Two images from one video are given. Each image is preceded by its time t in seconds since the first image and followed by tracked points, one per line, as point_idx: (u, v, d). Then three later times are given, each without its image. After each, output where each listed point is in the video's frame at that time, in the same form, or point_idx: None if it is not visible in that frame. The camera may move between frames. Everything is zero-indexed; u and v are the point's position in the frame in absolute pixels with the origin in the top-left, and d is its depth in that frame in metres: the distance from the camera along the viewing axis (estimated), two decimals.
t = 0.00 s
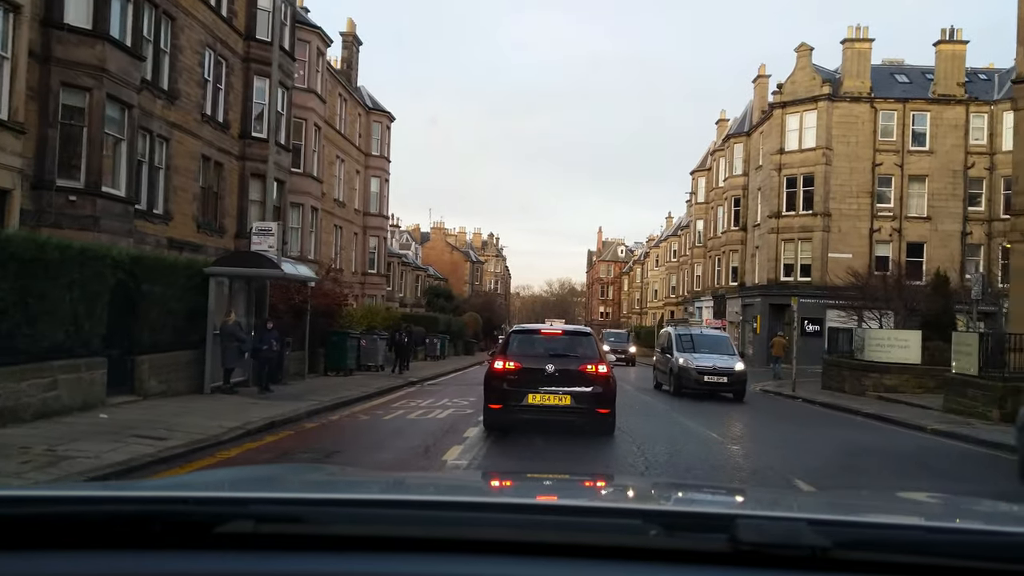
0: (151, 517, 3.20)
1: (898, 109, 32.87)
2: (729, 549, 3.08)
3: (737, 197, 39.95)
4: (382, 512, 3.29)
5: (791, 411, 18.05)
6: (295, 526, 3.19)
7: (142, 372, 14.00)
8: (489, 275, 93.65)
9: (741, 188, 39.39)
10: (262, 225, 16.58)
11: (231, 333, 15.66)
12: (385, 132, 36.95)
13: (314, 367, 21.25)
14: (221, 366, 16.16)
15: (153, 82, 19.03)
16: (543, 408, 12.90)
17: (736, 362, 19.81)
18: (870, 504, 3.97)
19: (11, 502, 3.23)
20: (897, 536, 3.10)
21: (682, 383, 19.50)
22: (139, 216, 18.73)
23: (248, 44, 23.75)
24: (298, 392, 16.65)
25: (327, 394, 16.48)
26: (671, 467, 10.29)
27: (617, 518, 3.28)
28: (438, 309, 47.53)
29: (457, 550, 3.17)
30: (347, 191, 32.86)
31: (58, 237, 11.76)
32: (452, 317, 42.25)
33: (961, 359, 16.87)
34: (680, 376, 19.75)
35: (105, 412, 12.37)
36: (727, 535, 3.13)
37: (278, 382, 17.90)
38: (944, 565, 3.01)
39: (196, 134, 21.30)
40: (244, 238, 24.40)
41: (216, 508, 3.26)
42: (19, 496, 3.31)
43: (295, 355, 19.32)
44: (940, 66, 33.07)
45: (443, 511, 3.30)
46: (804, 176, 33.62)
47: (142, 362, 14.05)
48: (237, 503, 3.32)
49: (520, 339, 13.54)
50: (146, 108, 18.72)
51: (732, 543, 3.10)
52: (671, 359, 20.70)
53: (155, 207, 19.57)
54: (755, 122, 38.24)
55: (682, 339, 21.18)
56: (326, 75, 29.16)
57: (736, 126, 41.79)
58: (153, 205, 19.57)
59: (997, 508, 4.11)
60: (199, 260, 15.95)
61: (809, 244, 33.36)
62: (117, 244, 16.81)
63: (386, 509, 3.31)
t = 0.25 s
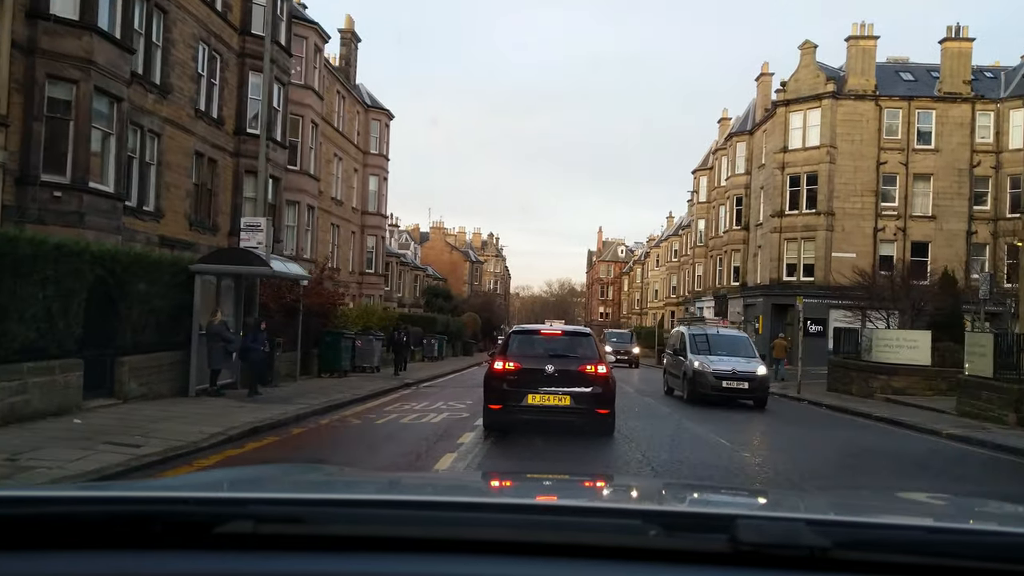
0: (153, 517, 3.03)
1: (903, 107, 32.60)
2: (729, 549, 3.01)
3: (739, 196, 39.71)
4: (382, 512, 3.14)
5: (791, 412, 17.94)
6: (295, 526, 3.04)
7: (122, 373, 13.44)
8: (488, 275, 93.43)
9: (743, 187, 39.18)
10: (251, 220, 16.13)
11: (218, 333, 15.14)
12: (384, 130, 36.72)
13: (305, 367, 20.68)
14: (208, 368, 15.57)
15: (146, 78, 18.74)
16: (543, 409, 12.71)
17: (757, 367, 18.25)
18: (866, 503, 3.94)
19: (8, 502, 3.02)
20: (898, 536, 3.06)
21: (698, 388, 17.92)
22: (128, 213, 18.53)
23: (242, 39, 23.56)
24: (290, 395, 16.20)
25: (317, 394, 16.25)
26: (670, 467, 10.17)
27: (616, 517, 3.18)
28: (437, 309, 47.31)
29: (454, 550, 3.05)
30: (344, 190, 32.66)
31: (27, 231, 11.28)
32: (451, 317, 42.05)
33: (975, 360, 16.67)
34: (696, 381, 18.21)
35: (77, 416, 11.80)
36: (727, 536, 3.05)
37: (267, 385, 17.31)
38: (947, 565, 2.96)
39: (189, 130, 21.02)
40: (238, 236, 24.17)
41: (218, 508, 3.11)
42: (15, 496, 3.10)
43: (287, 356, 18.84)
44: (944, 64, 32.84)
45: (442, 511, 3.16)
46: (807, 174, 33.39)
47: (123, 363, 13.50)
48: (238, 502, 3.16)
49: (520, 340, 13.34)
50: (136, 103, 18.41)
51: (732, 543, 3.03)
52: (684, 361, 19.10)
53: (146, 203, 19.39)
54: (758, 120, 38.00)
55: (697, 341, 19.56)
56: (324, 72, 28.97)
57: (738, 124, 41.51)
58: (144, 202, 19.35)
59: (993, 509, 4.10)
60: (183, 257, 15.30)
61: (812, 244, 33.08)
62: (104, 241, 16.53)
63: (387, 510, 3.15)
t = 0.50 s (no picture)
0: (154, 517, 3.06)
1: (908, 103, 32.31)
2: (729, 549, 3.01)
3: (742, 195, 39.51)
4: (394, 512, 3.15)
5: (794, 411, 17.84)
6: (291, 525, 3.06)
7: (102, 375, 12.75)
8: (489, 275, 93.17)
9: (747, 185, 38.96)
10: (239, 217, 15.47)
11: (201, 335, 14.46)
12: (382, 128, 36.47)
13: (299, 369, 19.97)
14: (193, 370, 14.94)
15: (133, 71, 18.41)
16: (544, 409, 12.48)
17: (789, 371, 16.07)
18: (867, 501, 3.93)
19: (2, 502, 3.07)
20: (898, 536, 3.04)
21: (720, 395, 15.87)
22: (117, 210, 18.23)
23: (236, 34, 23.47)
24: (281, 396, 15.74)
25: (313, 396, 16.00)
26: (671, 466, 10.14)
27: (615, 518, 3.18)
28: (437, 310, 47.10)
29: (453, 550, 3.06)
30: (341, 188, 32.42)
31: None
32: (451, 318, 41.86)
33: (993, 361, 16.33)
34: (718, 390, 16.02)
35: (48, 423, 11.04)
36: (727, 536, 3.05)
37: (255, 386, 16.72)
38: (947, 565, 2.95)
39: (179, 125, 20.71)
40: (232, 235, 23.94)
41: (212, 508, 3.13)
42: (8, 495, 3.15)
43: (279, 358, 18.27)
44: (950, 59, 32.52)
45: (447, 512, 3.17)
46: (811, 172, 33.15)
47: (103, 365, 12.81)
48: (241, 503, 3.18)
49: (521, 340, 13.11)
50: (123, 97, 18.06)
51: (732, 543, 3.02)
52: (704, 364, 17.00)
53: (135, 201, 19.17)
54: (760, 118, 37.76)
55: (718, 341, 17.40)
56: (321, 70, 28.74)
57: (741, 122, 41.29)
58: (133, 201, 19.04)
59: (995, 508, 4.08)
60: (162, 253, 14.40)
61: (816, 243, 32.80)
62: (89, 237, 16.16)
63: (395, 510, 3.16)
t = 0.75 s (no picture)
0: (154, 517, 2.87)
1: (914, 101, 32.11)
2: (728, 549, 2.84)
3: (745, 194, 39.29)
4: (397, 512, 2.99)
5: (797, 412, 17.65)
6: (296, 526, 2.87)
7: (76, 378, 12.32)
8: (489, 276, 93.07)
9: (749, 185, 38.76)
10: (225, 209, 14.81)
11: (185, 335, 13.82)
12: (381, 126, 36.32)
13: (293, 370, 19.69)
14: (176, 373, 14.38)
15: (123, 64, 18.14)
16: (545, 410, 12.28)
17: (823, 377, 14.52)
18: (866, 501, 3.77)
19: None
20: (902, 537, 2.88)
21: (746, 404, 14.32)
22: (105, 206, 17.94)
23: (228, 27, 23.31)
24: (268, 399, 15.21)
25: (307, 398, 15.68)
26: (677, 468, 10.08)
27: (614, 518, 3.03)
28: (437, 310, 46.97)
29: (454, 551, 2.89)
30: (339, 187, 32.24)
31: None
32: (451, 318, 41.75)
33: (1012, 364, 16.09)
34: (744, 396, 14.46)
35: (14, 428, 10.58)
36: (727, 535, 2.88)
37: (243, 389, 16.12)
38: (951, 565, 2.78)
39: (171, 120, 20.41)
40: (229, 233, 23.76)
41: (218, 509, 2.94)
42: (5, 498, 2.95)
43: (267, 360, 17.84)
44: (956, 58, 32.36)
45: (449, 512, 3.01)
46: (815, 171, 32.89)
47: (77, 367, 12.37)
48: (240, 503, 3.00)
49: (522, 340, 12.89)
50: (111, 90, 17.79)
51: (732, 543, 2.86)
52: (727, 367, 15.40)
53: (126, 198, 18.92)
54: (763, 117, 37.58)
55: (741, 343, 15.81)
56: (319, 66, 28.56)
57: (743, 120, 41.09)
58: (122, 197, 18.81)
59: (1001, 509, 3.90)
60: (146, 249, 14.02)
61: (820, 242, 32.55)
62: (75, 233, 15.85)
63: (397, 511, 2.99)
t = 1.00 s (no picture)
0: (154, 516, 2.82)
1: (921, 96, 31.83)
2: (728, 549, 2.79)
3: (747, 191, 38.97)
4: (397, 512, 2.95)
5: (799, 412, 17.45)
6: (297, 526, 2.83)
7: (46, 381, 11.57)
8: (489, 276, 92.78)
9: (752, 182, 38.46)
10: (205, 203, 14.45)
11: (164, 334, 13.45)
12: (379, 123, 36.05)
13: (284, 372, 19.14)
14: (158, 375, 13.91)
15: (110, 55, 17.81)
16: (545, 410, 12.04)
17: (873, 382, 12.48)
18: (865, 499, 3.73)
19: None
20: (902, 536, 2.81)
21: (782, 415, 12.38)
22: (90, 201, 17.50)
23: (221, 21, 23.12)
24: (257, 401, 14.83)
25: (301, 399, 15.41)
26: (679, 467, 10.03)
27: (615, 517, 2.98)
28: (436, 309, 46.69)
29: (460, 551, 2.85)
30: (337, 184, 31.98)
31: None
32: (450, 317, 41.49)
33: None
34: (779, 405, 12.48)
35: None
36: (726, 535, 2.84)
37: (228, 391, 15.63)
38: (951, 567, 2.73)
39: (161, 113, 20.05)
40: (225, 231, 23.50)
41: (216, 507, 2.92)
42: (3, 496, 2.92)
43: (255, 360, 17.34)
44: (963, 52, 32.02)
45: (452, 512, 2.97)
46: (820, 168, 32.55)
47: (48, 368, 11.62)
48: (241, 503, 2.95)
49: (522, 340, 12.65)
50: (98, 80, 17.39)
51: (732, 543, 2.81)
52: (758, 371, 13.44)
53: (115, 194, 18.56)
54: (768, 113, 37.34)
55: (773, 343, 13.83)
56: (315, 60, 28.24)
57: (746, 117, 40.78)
58: (110, 191, 18.46)
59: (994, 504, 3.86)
60: (121, 243, 13.38)
61: (825, 240, 32.27)
62: (53, 227, 15.39)
63: (400, 511, 2.95)
